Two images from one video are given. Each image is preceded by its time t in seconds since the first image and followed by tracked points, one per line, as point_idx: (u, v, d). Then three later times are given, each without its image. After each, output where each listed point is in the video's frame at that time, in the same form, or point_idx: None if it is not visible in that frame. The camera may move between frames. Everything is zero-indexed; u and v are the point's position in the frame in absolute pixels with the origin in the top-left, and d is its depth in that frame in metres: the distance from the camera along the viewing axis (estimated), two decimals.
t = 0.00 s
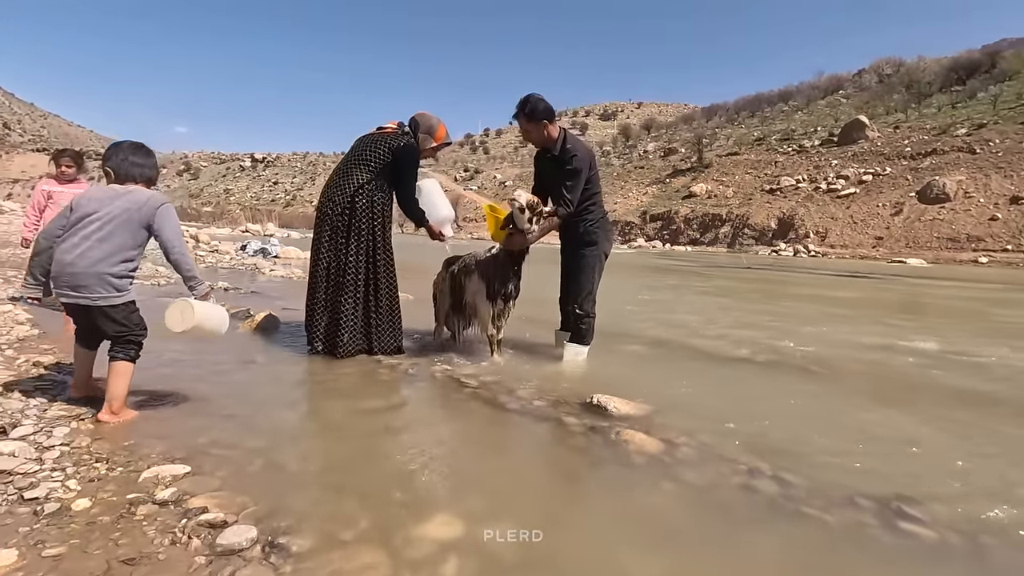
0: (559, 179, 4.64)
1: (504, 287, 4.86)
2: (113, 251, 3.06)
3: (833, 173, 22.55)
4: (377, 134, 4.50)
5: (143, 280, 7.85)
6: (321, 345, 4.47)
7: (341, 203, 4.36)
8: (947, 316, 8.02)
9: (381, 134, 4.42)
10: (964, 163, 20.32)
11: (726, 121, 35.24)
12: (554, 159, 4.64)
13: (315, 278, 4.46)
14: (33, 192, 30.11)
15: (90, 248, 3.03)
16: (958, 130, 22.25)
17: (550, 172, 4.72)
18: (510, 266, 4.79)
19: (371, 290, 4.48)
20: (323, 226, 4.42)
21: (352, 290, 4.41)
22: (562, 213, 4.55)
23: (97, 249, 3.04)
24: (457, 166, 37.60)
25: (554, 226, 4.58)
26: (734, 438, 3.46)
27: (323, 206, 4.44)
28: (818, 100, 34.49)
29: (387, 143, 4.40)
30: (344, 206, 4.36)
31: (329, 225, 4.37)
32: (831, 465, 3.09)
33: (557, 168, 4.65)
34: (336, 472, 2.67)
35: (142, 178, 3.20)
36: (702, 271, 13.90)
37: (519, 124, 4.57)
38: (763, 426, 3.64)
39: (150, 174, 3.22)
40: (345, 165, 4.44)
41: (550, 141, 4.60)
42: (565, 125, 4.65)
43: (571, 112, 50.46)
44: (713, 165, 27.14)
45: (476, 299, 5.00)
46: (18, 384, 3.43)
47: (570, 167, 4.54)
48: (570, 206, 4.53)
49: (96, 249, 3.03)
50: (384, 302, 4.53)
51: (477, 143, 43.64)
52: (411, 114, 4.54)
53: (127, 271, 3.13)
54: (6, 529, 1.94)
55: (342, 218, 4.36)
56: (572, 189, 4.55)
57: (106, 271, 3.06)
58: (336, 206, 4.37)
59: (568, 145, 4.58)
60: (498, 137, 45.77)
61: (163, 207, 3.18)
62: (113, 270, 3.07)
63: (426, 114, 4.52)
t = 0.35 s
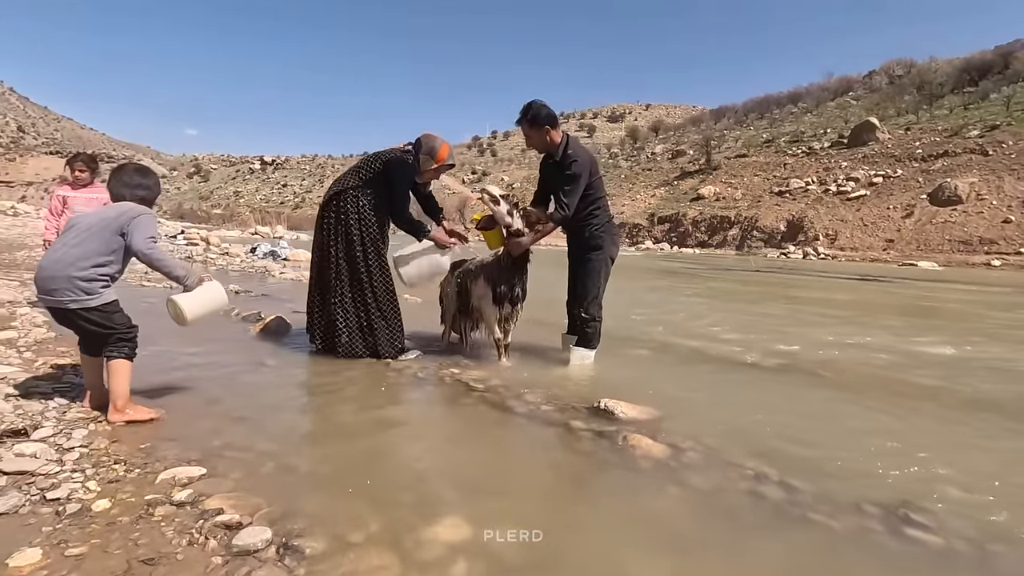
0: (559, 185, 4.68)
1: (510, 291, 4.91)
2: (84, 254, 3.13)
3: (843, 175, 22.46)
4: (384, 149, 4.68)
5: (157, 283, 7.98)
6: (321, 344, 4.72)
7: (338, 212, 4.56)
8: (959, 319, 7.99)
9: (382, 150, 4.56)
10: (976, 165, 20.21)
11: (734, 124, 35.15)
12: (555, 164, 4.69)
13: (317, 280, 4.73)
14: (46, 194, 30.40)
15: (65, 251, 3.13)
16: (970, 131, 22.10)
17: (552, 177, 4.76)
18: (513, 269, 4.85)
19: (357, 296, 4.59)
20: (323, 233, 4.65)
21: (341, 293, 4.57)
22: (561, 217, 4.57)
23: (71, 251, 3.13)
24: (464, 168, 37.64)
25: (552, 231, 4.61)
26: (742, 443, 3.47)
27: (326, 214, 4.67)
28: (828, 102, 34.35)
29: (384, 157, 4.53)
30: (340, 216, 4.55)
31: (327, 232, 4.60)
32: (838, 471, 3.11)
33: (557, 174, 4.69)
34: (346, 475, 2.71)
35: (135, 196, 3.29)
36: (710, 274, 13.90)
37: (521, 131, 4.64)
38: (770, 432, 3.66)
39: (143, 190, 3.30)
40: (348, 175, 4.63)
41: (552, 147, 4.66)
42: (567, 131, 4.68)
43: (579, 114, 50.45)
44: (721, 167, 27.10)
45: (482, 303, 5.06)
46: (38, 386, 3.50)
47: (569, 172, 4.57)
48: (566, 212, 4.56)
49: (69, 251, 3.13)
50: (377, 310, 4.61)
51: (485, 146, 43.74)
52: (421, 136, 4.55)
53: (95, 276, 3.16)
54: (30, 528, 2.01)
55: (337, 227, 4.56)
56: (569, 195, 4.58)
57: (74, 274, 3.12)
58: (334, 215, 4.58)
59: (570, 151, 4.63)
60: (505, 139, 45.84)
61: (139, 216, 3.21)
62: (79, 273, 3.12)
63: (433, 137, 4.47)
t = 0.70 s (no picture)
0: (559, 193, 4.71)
1: (520, 296, 5.08)
2: (79, 269, 3.18)
3: (851, 178, 22.37)
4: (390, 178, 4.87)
5: (167, 285, 8.06)
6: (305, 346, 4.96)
7: (335, 231, 4.75)
8: (971, 323, 7.95)
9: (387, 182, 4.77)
10: (986, 167, 20.09)
11: (741, 126, 35.07)
12: (554, 171, 4.72)
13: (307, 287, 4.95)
14: (55, 197, 30.64)
15: (61, 263, 3.18)
16: (980, 133, 21.96)
17: (555, 186, 4.78)
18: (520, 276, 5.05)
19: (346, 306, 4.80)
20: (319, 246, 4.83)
21: (331, 301, 4.78)
22: (562, 225, 4.57)
23: (68, 264, 3.18)
24: (471, 170, 37.67)
25: (556, 242, 4.64)
26: (751, 448, 3.48)
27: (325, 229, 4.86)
28: (836, 104, 34.22)
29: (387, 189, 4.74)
30: (337, 235, 4.74)
31: (323, 246, 4.79)
32: (846, 477, 3.11)
33: (557, 182, 4.72)
34: (355, 478, 2.74)
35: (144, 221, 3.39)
36: (718, 277, 13.87)
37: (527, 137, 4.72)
38: (779, 437, 3.67)
39: (150, 218, 3.41)
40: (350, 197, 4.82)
41: (553, 154, 4.68)
42: (565, 138, 4.70)
43: (586, 116, 50.44)
44: (728, 170, 27.05)
45: (492, 308, 5.08)
46: (54, 388, 3.56)
47: (569, 180, 4.59)
48: (567, 220, 4.58)
49: (65, 264, 3.17)
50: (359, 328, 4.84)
51: (491, 148, 43.79)
52: (428, 179, 4.60)
53: (87, 292, 3.19)
54: (48, 529, 2.04)
55: (333, 244, 4.76)
56: (570, 203, 4.60)
57: (64, 287, 3.15)
58: (330, 231, 4.77)
59: (570, 159, 4.63)
60: (512, 141, 45.90)
61: (143, 242, 3.29)
62: (70, 287, 3.15)
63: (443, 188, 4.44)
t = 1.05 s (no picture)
0: (568, 199, 4.73)
1: (532, 301, 5.08)
2: (94, 294, 3.17)
3: (860, 180, 22.28)
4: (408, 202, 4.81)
5: (177, 287, 8.11)
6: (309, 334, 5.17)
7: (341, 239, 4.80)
8: (983, 327, 7.91)
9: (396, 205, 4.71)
10: (997, 169, 19.96)
11: (749, 128, 34.98)
12: (562, 176, 4.72)
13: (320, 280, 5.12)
14: (65, 200, 30.82)
15: (74, 288, 3.17)
16: (991, 135, 21.83)
17: (564, 192, 4.77)
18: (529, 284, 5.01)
19: (342, 309, 4.88)
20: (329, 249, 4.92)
21: (331, 300, 4.90)
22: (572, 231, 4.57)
23: (82, 289, 3.17)
24: (478, 172, 37.69)
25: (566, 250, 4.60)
26: (760, 452, 3.47)
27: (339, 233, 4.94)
28: (845, 106, 34.10)
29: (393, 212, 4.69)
30: (341, 243, 4.79)
31: (331, 249, 4.88)
32: (859, 482, 3.11)
33: (565, 187, 4.72)
34: (367, 480, 2.76)
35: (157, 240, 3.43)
36: (726, 280, 13.84)
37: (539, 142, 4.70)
38: (790, 442, 3.66)
39: (160, 237, 3.43)
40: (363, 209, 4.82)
41: (564, 159, 4.68)
42: (575, 142, 4.69)
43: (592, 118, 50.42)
44: (735, 172, 26.99)
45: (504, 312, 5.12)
46: (69, 389, 3.60)
47: (575, 185, 4.61)
48: (576, 226, 4.57)
49: (77, 288, 3.16)
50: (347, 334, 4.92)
51: (498, 150, 43.86)
52: (432, 211, 4.61)
53: (103, 314, 3.20)
54: (68, 529, 2.07)
55: (337, 250, 4.82)
56: (578, 208, 4.60)
57: (81, 310, 3.15)
58: (338, 237, 4.83)
59: (580, 166, 4.63)
60: (518, 143, 45.94)
61: (158, 263, 3.33)
62: (86, 310, 3.15)
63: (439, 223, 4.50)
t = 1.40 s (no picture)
0: (584, 195, 4.73)
1: (538, 303, 5.05)
2: (95, 333, 3.15)
3: (867, 182, 22.21)
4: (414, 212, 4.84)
5: (185, 289, 8.16)
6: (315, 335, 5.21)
7: (346, 246, 4.82)
8: (991, 330, 7.88)
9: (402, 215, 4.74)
10: (1006, 171, 19.87)
11: (755, 130, 34.89)
12: (580, 171, 4.74)
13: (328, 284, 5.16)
14: (74, 203, 31.02)
15: (74, 329, 3.15)
16: (1000, 136, 21.73)
17: (580, 188, 4.77)
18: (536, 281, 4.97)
19: (346, 314, 4.92)
20: (334, 254, 4.94)
21: (338, 306, 4.94)
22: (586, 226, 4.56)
23: (80, 330, 3.15)
24: (483, 174, 37.72)
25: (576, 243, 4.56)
26: (766, 456, 3.47)
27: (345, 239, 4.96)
28: (851, 107, 34.00)
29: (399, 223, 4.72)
30: (346, 250, 4.82)
31: (336, 255, 4.91)
32: (867, 487, 3.10)
33: (582, 183, 4.74)
34: (375, 482, 2.77)
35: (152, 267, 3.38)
36: (731, 283, 13.83)
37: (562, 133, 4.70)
38: (796, 446, 3.66)
39: (151, 260, 3.37)
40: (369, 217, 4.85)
41: (585, 154, 4.69)
42: (598, 139, 4.72)
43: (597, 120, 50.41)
44: (741, 174, 26.95)
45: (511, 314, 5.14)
46: (79, 391, 3.64)
47: (593, 181, 4.62)
48: (591, 221, 4.58)
49: (79, 329, 3.14)
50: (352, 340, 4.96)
51: (503, 153, 43.90)
52: (436, 227, 4.63)
53: (105, 351, 3.19)
54: (79, 530, 2.09)
55: (343, 257, 4.85)
56: (594, 204, 4.60)
57: (85, 351, 3.15)
58: (343, 244, 4.84)
59: (600, 162, 4.64)
60: (524, 146, 45.99)
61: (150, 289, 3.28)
62: (90, 350, 3.15)
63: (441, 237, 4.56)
